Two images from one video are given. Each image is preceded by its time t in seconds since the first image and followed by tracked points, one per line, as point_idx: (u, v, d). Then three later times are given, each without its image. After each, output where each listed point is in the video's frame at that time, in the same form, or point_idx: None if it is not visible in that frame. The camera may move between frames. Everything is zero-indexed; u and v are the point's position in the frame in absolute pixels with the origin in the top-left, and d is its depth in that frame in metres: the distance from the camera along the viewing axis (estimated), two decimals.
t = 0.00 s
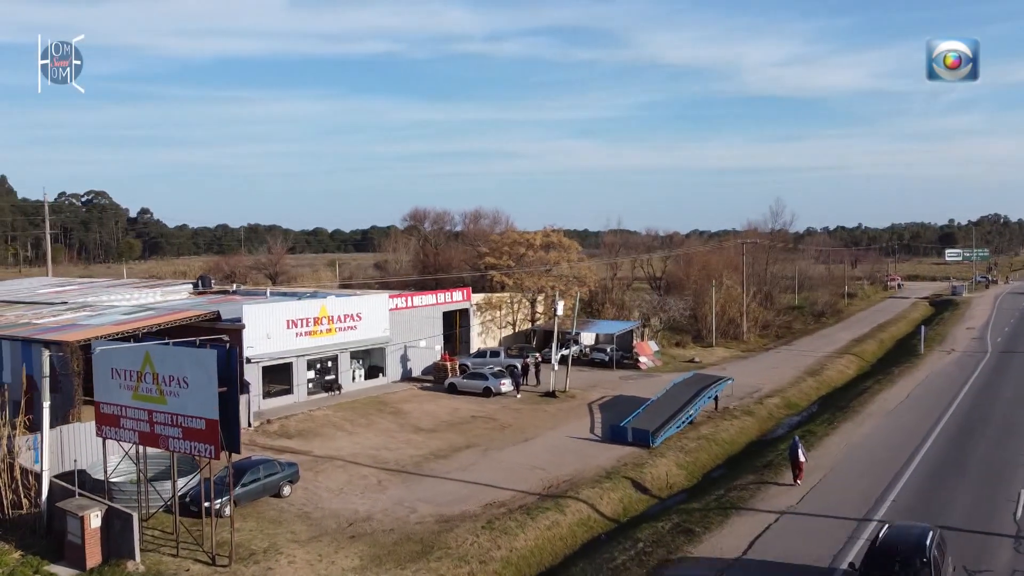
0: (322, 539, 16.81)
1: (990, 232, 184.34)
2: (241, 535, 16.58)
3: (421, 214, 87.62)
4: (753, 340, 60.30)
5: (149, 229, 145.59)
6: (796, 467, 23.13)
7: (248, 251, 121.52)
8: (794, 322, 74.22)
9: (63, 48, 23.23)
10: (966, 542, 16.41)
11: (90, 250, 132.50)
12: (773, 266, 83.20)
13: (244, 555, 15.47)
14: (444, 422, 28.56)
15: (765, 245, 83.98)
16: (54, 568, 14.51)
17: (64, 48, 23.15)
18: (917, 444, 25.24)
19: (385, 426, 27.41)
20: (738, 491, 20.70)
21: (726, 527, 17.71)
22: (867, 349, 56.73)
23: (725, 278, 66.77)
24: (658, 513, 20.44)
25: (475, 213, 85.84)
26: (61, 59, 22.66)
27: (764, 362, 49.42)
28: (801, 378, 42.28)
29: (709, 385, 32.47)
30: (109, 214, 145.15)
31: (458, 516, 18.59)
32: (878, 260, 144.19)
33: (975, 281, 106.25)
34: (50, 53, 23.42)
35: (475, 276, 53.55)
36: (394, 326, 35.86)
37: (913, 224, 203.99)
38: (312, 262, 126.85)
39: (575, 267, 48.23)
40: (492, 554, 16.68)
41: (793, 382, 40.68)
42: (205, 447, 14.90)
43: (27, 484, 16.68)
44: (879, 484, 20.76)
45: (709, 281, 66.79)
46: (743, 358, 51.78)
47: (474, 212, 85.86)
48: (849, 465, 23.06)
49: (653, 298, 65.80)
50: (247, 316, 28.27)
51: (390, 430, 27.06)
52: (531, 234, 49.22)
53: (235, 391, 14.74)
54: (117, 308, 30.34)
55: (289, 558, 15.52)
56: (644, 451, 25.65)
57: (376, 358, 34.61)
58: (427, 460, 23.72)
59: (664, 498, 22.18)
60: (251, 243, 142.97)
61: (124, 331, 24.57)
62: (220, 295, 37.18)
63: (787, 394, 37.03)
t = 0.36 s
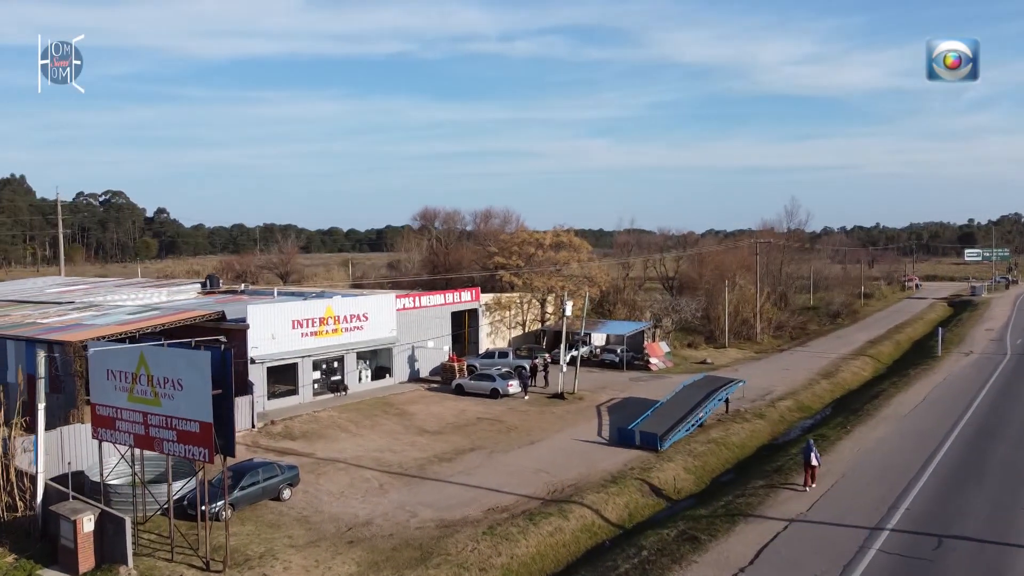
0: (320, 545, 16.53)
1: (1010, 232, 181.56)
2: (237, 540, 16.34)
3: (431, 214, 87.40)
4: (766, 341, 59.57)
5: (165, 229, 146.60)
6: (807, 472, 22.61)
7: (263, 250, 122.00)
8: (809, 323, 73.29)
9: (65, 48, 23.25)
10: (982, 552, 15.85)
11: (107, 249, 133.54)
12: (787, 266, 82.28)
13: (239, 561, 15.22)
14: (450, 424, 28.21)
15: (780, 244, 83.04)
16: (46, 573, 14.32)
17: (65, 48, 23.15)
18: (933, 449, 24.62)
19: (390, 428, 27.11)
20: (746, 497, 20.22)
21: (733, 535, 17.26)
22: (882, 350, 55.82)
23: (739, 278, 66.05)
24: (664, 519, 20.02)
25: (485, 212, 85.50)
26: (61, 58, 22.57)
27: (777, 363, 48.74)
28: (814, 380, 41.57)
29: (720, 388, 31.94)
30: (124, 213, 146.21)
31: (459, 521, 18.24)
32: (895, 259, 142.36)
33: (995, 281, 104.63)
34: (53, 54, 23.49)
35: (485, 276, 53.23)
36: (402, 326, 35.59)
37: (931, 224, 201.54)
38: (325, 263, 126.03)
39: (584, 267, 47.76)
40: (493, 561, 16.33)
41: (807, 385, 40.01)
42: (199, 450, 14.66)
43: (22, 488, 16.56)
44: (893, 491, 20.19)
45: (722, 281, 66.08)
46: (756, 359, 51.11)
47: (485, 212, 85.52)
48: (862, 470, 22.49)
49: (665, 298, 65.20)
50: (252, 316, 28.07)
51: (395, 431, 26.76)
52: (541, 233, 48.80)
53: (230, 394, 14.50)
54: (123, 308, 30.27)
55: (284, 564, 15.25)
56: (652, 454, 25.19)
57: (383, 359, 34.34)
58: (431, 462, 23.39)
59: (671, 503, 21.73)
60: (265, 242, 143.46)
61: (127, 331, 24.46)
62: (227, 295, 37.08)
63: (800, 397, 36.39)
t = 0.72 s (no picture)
0: (315, 551, 16.23)
1: None
2: (232, 546, 16.09)
3: (441, 214, 87.19)
4: (780, 343, 58.79)
5: (182, 228, 147.53)
6: (818, 478, 22.06)
7: (277, 250, 122.31)
8: (824, 323, 72.35)
9: (65, 48, 23.29)
10: (998, 564, 15.30)
11: (123, 249, 134.48)
12: (802, 266, 81.33)
13: (232, 568, 14.96)
14: (455, 426, 27.87)
15: (795, 244, 82.08)
16: None
17: (66, 48, 23.14)
18: (949, 455, 24.00)
19: (394, 430, 26.79)
20: (754, 503, 19.71)
21: (740, 543, 16.78)
22: (898, 352, 54.90)
23: (752, 278, 65.30)
24: (670, 526, 19.57)
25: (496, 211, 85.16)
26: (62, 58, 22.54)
27: (790, 365, 48.04)
28: (828, 383, 40.86)
29: (730, 390, 31.38)
30: (139, 213, 147.21)
31: (459, 527, 17.87)
32: (912, 259, 140.53)
33: (1015, 281, 102.98)
34: (54, 55, 23.61)
35: (494, 276, 52.91)
36: (408, 327, 35.32)
37: (950, 223, 199.04)
38: (340, 263, 124.88)
39: (594, 267, 47.29)
40: (492, 569, 15.95)
41: (820, 387, 39.33)
42: (191, 453, 14.37)
43: (16, 491, 16.37)
44: (905, 499, 19.64)
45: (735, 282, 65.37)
46: (768, 360, 50.43)
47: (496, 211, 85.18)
48: (875, 477, 21.92)
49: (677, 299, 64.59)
50: (256, 316, 27.85)
51: (399, 434, 26.45)
52: (551, 233, 48.37)
53: (222, 396, 14.21)
54: (128, 308, 30.17)
55: (278, 571, 14.97)
56: (659, 459, 24.71)
57: (389, 359, 34.08)
58: (433, 466, 23.05)
59: (677, 510, 21.27)
60: (278, 242, 143.86)
61: (129, 331, 24.35)
62: (234, 295, 36.93)
63: (812, 400, 35.74)
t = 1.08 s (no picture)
0: (312, 556, 15.95)
1: None
2: (227, 551, 15.86)
3: (449, 213, 87.05)
4: (793, 344, 58.07)
5: (196, 227, 148.18)
6: (829, 483, 21.55)
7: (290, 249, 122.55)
8: (839, 324, 71.46)
9: (65, 48, 23.27)
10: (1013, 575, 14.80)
11: (138, 248, 135.29)
12: (816, 266, 80.39)
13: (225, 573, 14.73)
14: (460, 428, 27.54)
15: (808, 244, 81.17)
16: None
17: (66, 48, 23.12)
18: (964, 461, 23.42)
19: (398, 432, 26.52)
20: (761, 510, 19.25)
21: (746, 551, 16.36)
22: (913, 354, 54.03)
23: (764, 278, 64.57)
24: (676, 533, 19.17)
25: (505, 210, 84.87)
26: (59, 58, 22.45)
27: (802, 367, 47.38)
28: (841, 385, 40.19)
29: (740, 392, 30.89)
30: (154, 212, 148.10)
31: (459, 532, 17.54)
32: (929, 259, 138.80)
33: None
34: (52, 55, 23.78)
35: (503, 276, 52.60)
36: (415, 327, 35.04)
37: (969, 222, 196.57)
38: (352, 262, 122.26)
39: (603, 267, 46.82)
40: None
41: (833, 389, 38.67)
42: (184, 457, 14.10)
43: (11, 493, 16.23)
44: (917, 506, 19.11)
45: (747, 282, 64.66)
46: (780, 362, 49.77)
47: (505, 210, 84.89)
48: (887, 483, 21.38)
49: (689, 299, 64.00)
50: (259, 316, 27.66)
51: (402, 435, 26.17)
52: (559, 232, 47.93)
53: (215, 398, 13.93)
54: (133, 308, 30.05)
55: None
56: (665, 463, 24.27)
57: (395, 360, 33.81)
58: (436, 469, 22.74)
59: (684, 515, 20.85)
60: (291, 241, 144.25)
61: (131, 332, 24.21)
62: (240, 295, 36.81)
63: (824, 402, 35.13)
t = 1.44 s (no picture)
0: (309, 561, 15.68)
1: None
2: (221, 556, 15.64)
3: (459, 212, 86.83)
4: (807, 345, 57.28)
5: (211, 227, 148.93)
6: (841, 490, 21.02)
7: (304, 249, 122.75)
8: (855, 325, 70.47)
9: (64, 48, 23.25)
10: None
11: (155, 248, 136.20)
12: (832, 266, 79.37)
13: None
14: (466, 430, 27.21)
15: (824, 243, 80.14)
16: None
17: (64, 48, 23.13)
18: (981, 467, 22.83)
19: (402, 433, 26.23)
20: (770, 517, 18.76)
21: (753, 560, 15.89)
22: (931, 355, 53.09)
23: (779, 278, 63.78)
24: (682, 539, 18.73)
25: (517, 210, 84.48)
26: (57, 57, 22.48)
27: (817, 368, 46.67)
28: (856, 387, 39.46)
29: (752, 395, 30.35)
30: (170, 212, 149.13)
31: (459, 538, 17.19)
32: (948, 258, 136.86)
33: None
34: (53, 55, 23.79)
35: (512, 275, 52.24)
36: (422, 327, 34.75)
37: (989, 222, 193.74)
38: (367, 263, 120.51)
39: (614, 267, 46.32)
40: None
41: (847, 392, 37.95)
42: (176, 460, 13.86)
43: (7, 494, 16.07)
44: (933, 515, 18.53)
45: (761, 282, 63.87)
46: (795, 363, 49.06)
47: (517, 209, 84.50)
48: (901, 490, 20.83)
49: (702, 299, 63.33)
50: (264, 316, 27.46)
51: (407, 437, 25.88)
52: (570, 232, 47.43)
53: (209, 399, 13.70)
54: (139, 308, 29.97)
55: None
56: (673, 467, 23.79)
57: (402, 361, 33.53)
58: (440, 472, 22.41)
59: (691, 521, 20.41)
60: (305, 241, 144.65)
61: (134, 332, 24.10)
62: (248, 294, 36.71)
63: (839, 405, 34.46)
